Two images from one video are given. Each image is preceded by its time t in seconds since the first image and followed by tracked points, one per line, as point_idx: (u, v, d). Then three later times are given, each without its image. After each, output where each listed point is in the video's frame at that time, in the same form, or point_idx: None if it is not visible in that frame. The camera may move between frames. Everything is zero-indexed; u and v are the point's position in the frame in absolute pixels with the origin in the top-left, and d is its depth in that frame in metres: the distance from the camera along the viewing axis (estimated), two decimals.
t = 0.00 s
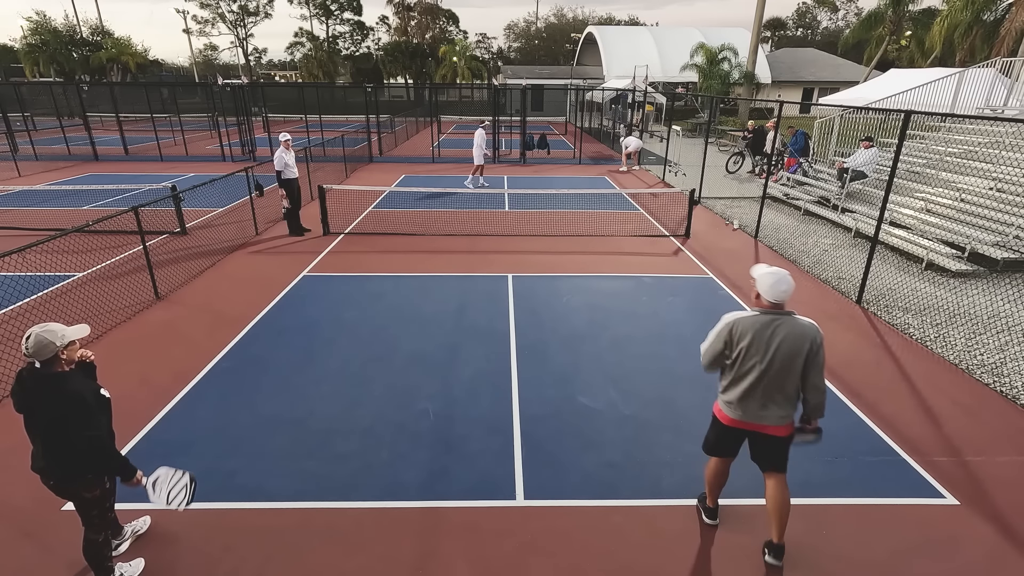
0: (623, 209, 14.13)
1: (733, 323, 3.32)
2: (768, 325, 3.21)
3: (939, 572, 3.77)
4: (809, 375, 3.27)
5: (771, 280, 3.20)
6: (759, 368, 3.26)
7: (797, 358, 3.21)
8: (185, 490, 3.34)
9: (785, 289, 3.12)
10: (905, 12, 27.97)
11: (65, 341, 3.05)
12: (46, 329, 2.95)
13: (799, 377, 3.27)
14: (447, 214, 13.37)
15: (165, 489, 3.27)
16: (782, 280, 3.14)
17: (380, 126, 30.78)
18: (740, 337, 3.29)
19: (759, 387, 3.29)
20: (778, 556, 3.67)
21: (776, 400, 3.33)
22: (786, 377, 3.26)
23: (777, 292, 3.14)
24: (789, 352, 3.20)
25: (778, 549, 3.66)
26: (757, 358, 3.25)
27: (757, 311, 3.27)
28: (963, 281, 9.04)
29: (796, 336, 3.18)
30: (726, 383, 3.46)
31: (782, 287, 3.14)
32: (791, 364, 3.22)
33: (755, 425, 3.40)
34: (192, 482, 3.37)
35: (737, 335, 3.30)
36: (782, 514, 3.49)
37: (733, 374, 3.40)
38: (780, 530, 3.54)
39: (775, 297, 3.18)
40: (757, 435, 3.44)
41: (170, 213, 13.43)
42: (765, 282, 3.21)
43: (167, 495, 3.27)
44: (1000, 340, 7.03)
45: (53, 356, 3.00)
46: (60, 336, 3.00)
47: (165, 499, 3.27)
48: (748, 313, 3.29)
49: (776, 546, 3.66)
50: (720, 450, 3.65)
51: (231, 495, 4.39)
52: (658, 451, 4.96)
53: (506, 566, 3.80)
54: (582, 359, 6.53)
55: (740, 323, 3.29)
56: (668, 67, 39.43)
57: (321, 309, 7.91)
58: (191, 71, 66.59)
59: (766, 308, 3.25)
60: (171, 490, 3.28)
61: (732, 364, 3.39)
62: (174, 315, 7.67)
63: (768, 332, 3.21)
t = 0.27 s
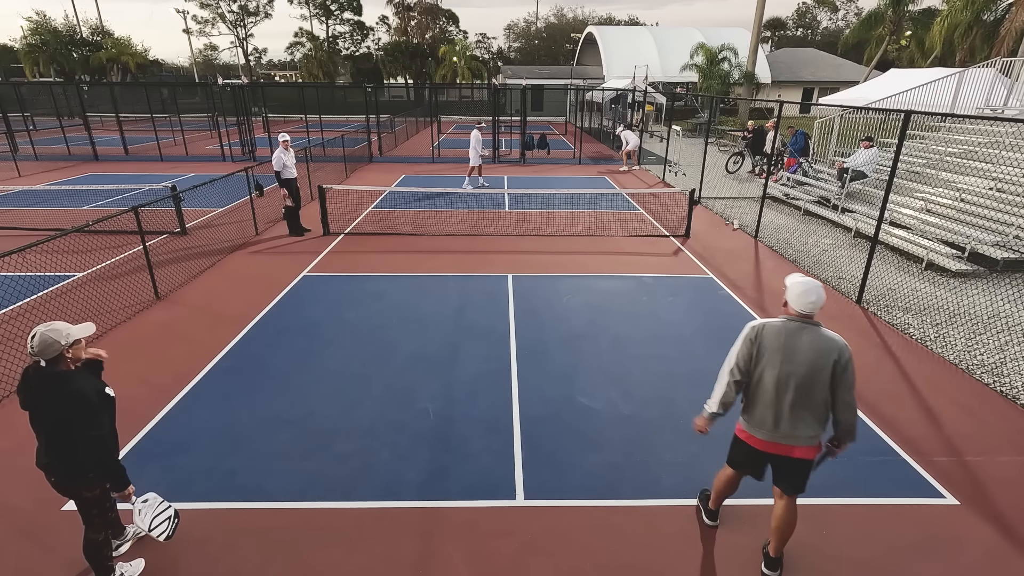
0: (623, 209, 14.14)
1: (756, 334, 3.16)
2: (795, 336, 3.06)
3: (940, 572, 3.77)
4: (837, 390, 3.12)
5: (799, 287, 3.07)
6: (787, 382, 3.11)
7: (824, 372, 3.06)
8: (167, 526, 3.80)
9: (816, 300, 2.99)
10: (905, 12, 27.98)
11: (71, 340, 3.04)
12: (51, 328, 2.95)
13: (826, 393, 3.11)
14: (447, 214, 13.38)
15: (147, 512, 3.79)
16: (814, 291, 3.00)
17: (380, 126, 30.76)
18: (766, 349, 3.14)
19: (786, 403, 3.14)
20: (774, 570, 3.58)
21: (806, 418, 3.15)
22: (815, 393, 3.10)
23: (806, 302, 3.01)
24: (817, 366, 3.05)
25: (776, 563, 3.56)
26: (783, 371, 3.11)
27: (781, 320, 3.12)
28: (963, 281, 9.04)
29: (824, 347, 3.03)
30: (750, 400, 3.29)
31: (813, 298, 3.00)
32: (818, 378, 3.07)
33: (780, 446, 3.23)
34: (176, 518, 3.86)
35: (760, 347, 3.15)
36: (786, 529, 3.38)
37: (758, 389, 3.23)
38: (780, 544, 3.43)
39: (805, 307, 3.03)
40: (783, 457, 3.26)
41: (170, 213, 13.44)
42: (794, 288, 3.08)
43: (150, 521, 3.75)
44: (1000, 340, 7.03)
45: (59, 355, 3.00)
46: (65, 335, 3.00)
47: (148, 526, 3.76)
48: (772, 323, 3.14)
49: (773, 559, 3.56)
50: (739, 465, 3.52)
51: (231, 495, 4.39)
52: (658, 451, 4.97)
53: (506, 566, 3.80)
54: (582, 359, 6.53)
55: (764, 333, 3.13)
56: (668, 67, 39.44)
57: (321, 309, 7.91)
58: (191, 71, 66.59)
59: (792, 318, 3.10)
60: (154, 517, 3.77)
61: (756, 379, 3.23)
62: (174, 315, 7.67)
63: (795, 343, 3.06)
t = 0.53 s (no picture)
0: (623, 209, 14.14)
1: (778, 339, 3.03)
2: (819, 340, 2.95)
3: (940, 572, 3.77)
4: (855, 394, 3.07)
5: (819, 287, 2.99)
6: (810, 389, 3.00)
7: (845, 378, 2.98)
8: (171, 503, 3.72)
9: (832, 304, 2.89)
10: (905, 12, 27.98)
11: (76, 340, 3.03)
12: (57, 327, 2.94)
13: (846, 398, 3.04)
14: (447, 214, 13.38)
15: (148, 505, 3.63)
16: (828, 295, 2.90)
17: (380, 126, 30.75)
18: (788, 355, 3.00)
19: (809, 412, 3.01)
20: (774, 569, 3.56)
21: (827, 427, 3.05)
22: (837, 398, 3.01)
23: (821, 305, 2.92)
24: (840, 370, 2.96)
25: (776, 563, 3.55)
26: (806, 377, 2.98)
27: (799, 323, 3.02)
28: (963, 281, 9.04)
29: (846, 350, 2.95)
30: (769, 411, 3.15)
31: (829, 301, 2.91)
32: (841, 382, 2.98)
33: (802, 457, 3.10)
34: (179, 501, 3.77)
35: (783, 354, 3.01)
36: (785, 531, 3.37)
37: (779, 398, 3.09)
38: (782, 546, 3.41)
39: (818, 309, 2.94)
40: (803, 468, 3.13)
41: (170, 213, 13.44)
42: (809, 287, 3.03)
43: (152, 511, 3.62)
44: (1000, 340, 7.03)
45: (65, 353, 3.00)
46: (71, 335, 2.98)
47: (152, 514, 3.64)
48: (792, 327, 3.03)
49: (774, 560, 3.54)
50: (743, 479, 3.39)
51: (232, 495, 4.39)
52: (658, 451, 4.97)
53: (506, 566, 3.80)
54: (582, 359, 6.53)
55: (786, 338, 3.01)
56: (668, 67, 39.44)
57: (321, 309, 7.91)
58: (191, 71, 66.58)
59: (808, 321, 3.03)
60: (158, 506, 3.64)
61: (776, 388, 3.09)
62: (174, 316, 7.67)
63: (819, 348, 2.95)
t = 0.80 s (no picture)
0: (623, 209, 14.14)
1: (786, 353, 2.91)
2: (827, 350, 2.87)
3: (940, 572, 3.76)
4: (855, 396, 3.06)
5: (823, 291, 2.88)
6: (819, 400, 2.93)
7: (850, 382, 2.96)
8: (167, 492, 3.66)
9: (836, 312, 2.78)
10: (905, 12, 27.96)
11: (82, 337, 3.02)
12: (63, 325, 2.93)
13: (850, 403, 3.02)
14: (447, 214, 13.38)
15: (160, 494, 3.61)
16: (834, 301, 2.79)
17: (380, 126, 30.75)
18: (798, 368, 2.90)
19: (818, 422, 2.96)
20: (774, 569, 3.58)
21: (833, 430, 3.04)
22: (841, 405, 2.99)
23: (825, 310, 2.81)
24: (846, 379, 2.92)
25: (777, 564, 3.56)
26: (815, 389, 2.91)
27: (802, 333, 2.93)
28: (963, 281, 9.04)
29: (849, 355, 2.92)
30: (774, 422, 3.07)
31: (833, 308, 2.80)
32: (846, 389, 2.96)
33: (807, 465, 3.07)
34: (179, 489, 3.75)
35: (791, 367, 2.91)
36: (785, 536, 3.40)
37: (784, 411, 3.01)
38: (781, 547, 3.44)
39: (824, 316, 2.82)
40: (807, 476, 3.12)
41: (170, 213, 13.44)
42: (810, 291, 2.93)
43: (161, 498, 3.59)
44: (999, 340, 7.03)
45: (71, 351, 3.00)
46: (77, 332, 2.97)
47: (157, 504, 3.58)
48: (797, 337, 2.92)
49: (773, 560, 3.55)
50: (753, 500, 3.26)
51: (232, 495, 4.39)
52: (658, 451, 4.97)
53: (506, 566, 3.80)
54: (582, 359, 6.53)
55: (794, 351, 2.90)
56: (668, 67, 39.45)
57: (322, 309, 7.91)
58: (191, 71, 66.60)
59: (810, 329, 2.93)
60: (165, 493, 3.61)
61: (782, 400, 3.00)
62: (174, 316, 7.67)
63: (828, 358, 2.88)
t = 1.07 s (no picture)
0: (623, 209, 14.14)
1: (788, 369, 2.83)
2: (825, 361, 2.83)
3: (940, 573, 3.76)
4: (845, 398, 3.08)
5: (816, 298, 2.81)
6: (822, 411, 2.90)
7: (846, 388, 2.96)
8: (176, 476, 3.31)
9: (827, 320, 2.70)
10: (905, 12, 27.95)
11: (90, 334, 3.02)
12: (71, 323, 2.93)
13: (847, 409, 3.02)
14: (447, 214, 13.38)
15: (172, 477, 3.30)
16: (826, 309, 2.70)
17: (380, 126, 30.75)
18: (800, 383, 2.84)
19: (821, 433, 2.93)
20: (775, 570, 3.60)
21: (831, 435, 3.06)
22: (839, 411, 2.98)
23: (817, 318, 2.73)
24: (844, 386, 2.90)
25: (777, 564, 3.58)
26: (819, 401, 2.87)
27: (797, 346, 2.85)
28: (963, 281, 9.04)
29: (843, 361, 2.90)
30: (777, 439, 3.00)
31: (825, 316, 2.72)
32: (843, 395, 2.94)
33: (811, 475, 3.07)
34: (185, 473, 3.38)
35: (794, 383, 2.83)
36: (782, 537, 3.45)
37: (787, 426, 2.95)
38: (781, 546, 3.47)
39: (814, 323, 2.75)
40: (809, 485, 3.12)
41: (170, 213, 13.44)
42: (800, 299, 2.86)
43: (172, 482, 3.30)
44: (999, 340, 7.03)
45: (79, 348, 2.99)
46: (84, 329, 2.97)
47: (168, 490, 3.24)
48: (795, 351, 2.84)
49: (774, 561, 3.56)
50: (755, 516, 3.19)
51: (233, 495, 4.39)
52: (658, 451, 4.97)
53: (506, 566, 3.80)
54: (583, 359, 6.54)
55: (795, 366, 2.82)
56: (668, 67, 39.45)
57: (322, 309, 7.91)
58: (191, 71, 66.61)
59: (802, 340, 2.86)
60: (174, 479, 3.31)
61: (785, 417, 2.93)
62: (174, 316, 7.67)
63: (828, 368, 2.84)
